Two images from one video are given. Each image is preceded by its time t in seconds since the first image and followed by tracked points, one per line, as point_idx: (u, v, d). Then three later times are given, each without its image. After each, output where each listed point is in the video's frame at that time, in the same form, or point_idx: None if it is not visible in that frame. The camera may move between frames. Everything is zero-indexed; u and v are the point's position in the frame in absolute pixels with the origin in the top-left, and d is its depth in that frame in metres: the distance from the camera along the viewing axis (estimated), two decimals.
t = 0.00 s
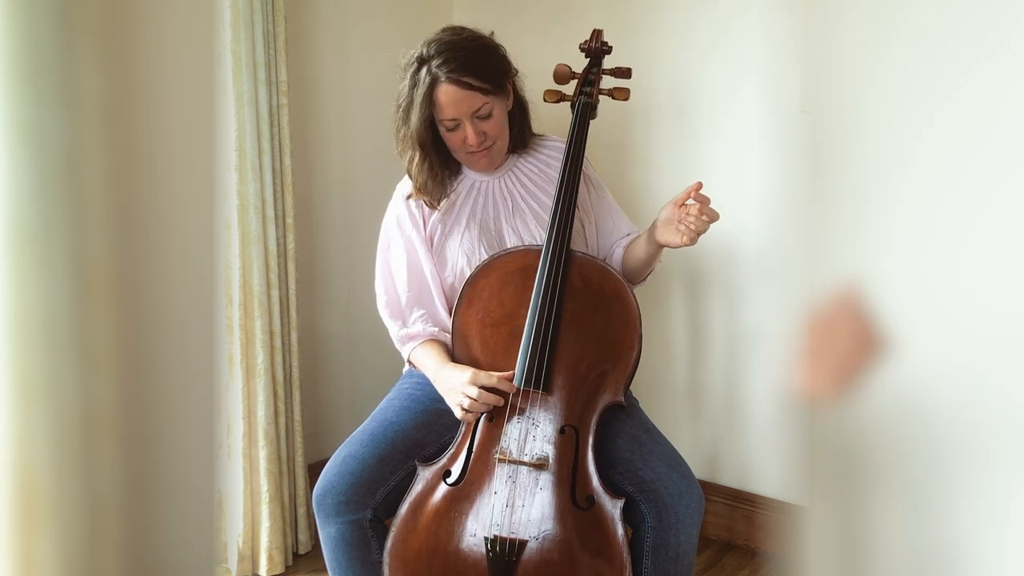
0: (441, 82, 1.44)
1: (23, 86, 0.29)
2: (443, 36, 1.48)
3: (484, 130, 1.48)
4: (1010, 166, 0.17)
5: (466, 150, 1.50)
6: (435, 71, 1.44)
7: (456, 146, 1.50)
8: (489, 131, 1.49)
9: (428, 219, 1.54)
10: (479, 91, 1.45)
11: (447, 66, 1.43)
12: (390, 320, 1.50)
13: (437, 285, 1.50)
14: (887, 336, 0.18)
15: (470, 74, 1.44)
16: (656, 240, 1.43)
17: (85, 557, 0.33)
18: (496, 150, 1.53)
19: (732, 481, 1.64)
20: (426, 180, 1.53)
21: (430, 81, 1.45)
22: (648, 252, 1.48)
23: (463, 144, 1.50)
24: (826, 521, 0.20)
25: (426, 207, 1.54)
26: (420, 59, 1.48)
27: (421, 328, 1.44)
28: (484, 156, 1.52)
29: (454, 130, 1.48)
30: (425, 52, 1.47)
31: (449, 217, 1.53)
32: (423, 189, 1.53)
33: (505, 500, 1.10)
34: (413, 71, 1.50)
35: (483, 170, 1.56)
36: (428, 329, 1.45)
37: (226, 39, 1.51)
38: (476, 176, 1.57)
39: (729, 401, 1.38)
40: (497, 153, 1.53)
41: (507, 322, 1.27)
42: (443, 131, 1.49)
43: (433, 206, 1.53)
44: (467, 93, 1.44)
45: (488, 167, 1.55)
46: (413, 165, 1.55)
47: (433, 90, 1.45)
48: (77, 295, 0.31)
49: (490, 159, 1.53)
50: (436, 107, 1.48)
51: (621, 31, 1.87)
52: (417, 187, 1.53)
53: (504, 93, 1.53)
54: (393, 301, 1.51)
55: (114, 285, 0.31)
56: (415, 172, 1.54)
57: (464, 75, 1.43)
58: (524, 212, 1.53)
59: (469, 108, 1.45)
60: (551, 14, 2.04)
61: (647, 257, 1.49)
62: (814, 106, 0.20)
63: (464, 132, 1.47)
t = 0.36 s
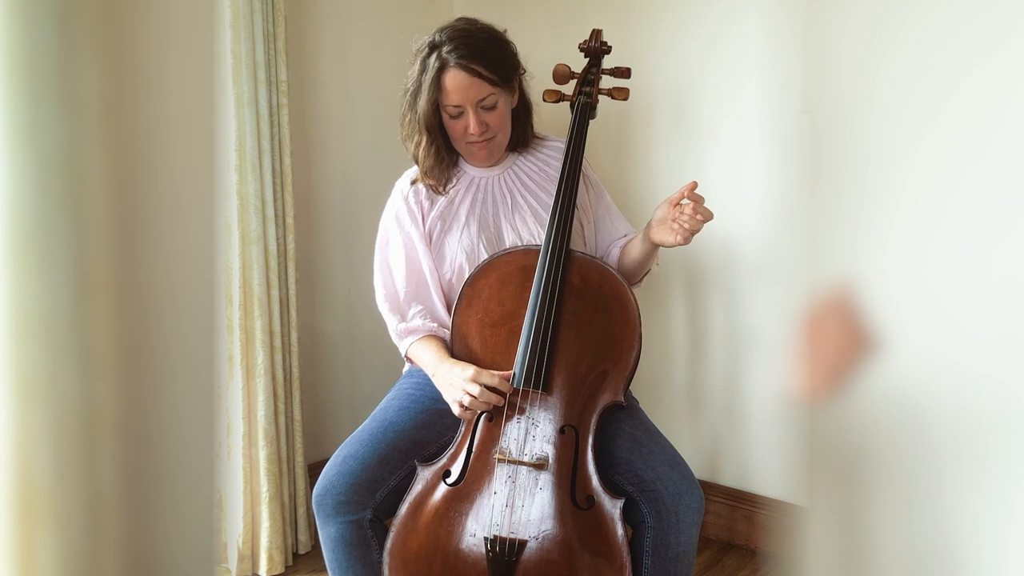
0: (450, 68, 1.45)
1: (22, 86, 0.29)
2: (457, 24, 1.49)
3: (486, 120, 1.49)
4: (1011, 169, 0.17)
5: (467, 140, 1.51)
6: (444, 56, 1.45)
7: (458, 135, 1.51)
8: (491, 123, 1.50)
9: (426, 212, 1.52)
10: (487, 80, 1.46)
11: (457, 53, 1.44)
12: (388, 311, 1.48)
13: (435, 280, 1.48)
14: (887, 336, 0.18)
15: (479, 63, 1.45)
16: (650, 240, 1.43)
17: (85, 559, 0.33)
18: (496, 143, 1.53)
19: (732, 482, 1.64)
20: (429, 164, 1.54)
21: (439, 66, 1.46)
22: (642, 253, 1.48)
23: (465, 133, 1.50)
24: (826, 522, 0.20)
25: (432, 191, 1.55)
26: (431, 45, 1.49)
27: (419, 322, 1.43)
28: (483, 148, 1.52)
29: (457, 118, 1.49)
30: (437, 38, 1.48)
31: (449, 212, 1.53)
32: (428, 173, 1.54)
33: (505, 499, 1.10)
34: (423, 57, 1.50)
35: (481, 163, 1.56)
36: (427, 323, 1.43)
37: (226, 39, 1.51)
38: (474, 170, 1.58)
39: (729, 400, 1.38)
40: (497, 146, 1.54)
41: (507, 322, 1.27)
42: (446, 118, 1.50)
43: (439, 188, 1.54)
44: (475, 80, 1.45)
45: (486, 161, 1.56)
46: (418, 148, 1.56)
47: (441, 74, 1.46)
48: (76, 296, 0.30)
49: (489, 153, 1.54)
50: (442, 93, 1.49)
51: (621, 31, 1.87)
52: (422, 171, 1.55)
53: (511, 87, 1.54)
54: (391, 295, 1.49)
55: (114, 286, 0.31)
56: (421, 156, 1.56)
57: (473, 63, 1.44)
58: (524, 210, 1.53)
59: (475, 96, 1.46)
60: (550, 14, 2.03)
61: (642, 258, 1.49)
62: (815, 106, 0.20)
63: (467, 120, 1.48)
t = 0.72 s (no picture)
0: (457, 61, 1.45)
1: (22, 87, 0.29)
2: (466, 19, 1.49)
3: (490, 116, 1.49)
4: (1010, 169, 0.17)
5: (469, 135, 1.51)
6: (452, 50, 1.45)
7: (461, 129, 1.51)
8: (495, 119, 1.50)
9: (427, 208, 1.52)
10: (494, 76, 1.46)
11: (465, 47, 1.44)
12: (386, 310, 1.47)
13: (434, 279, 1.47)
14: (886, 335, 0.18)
15: (486, 58, 1.45)
16: (649, 240, 1.43)
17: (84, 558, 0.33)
18: (499, 140, 1.54)
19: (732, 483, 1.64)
20: (434, 156, 1.54)
21: (446, 59, 1.46)
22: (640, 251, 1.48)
23: (468, 128, 1.51)
24: (826, 522, 0.20)
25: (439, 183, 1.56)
26: (439, 38, 1.49)
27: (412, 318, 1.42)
28: (485, 144, 1.52)
29: (461, 111, 1.49)
30: (445, 31, 1.48)
31: (450, 210, 1.53)
32: (434, 166, 1.55)
33: (505, 499, 1.10)
34: (431, 50, 1.50)
35: (482, 159, 1.57)
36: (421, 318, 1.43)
37: (226, 39, 1.51)
38: (474, 166, 1.58)
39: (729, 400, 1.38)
40: (499, 143, 1.54)
41: (507, 322, 1.26)
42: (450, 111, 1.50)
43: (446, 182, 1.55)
44: (481, 75, 1.45)
45: (487, 158, 1.56)
46: (422, 141, 1.56)
47: (448, 67, 1.45)
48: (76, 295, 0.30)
49: (491, 149, 1.54)
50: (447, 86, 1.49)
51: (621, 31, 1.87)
52: (429, 163, 1.55)
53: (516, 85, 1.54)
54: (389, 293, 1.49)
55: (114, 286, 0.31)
56: (426, 148, 1.56)
57: (480, 58, 1.44)
58: (524, 209, 1.53)
59: (481, 91, 1.46)
60: (550, 13, 2.03)
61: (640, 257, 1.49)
62: (815, 106, 0.20)
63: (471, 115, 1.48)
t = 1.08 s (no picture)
0: (464, 62, 1.44)
1: (21, 87, 0.29)
2: (474, 19, 1.48)
3: (495, 117, 1.49)
4: (1008, 167, 0.17)
5: (474, 135, 1.51)
6: (459, 50, 1.44)
7: (465, 128, 1.51)
8: (499, 120, 1.50)
9: (427, 206, 1.52)
10: (501, 77, 1.46)
11: (472, 48, 1.44)
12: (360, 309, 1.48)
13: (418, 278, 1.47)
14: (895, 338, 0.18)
15: (494, 59, 1.45)
16: (653, 239, 1.43)
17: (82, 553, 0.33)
18: (503, 141, 1.53)
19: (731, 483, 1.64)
20: (440, 155, 1.54)
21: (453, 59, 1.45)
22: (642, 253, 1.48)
23: (472, 129, 1.50)
24: (825, 524, 0.20)
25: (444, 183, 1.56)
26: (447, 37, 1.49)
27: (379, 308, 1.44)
28: (489, 145, 1.52)
29: (466, 111, 1.49)
30: (453, 31, 1.48)
31: (449, 210, 1.53)
32: (440, 166, 1.54)
33: (505, 499, 1.10)
34: (438, 49, 1.49)
35: (485, 159, 1.57)
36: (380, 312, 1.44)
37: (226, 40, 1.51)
38: (478, 167, 1.57)
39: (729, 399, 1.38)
40: (502, 144, 1.54)
41: (507, 322, 1.26)
42: (455, 111, 1.50)
43: (450, 180, 1.55)
44: (487, 76, 1.45)
45: (490, 159, 1.56)
46: (428, 140, 1.56)
47: (454, 67, 1.45)
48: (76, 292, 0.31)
49: (494, 150, 1.54)
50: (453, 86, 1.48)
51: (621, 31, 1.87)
52: (435, 163, 1.55)
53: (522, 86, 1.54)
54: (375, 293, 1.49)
55: (114, 284, 0.31)
56: (431, 147, 1.55)
57: (487, 59, 1.44)
58: (525, 210, 1.52)
59: (487, 92, 1.46)
60: (550, 13, 2.03)
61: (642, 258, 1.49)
62: (815, 105, 0.20)
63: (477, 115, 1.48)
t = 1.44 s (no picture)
0: (470, 62, 1.44)
1: (22, 88, 0.29)
2: (482, 19, 1.48)
3: (499, 119, 1.49)
4: (1007, 164, 0.17)
5: (477, 136, 1.51)
6: (466, 50, 1.44)
7: (470, 129, 1.51)
8: (503, 122, 1.50)
9: (428, 207, 1.54)
10: (507, 79, 1.46)
11: (478, 48, 1.44)
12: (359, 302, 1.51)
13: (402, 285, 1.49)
14: (956, 342, 0.17)
15: (501, 60, 1.45)
16: (680, 239, 1.42)
17: (79, 556, 0.33)
18: (506, 143, 1.53)
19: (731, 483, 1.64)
20: (444, 155, 1.54)
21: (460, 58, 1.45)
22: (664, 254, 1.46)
23: (476, 129, 1.50)
24: (826, 527, 0.20)
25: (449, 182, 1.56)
26: (455, 37, 1.49)
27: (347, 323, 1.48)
28: (492, 146, 1.52)
29: (471, 112, 1.49)
30: (461, 31, 1.48)
31: (450, 211, 1.53)
32: (444, 165, 1.55)
33: (505, 499, 1.10)
34: (444, 48, 1.49)
35: (488, 160, 1.56)
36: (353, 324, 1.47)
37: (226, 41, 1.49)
38: (485, 169, 1.57)
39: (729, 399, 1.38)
40: (506, 146, 1.54)
41: (508, 322, 1.26)
42: (460, 111, 1.50)
43: (455, 179, 1.55)
44: (492, 77, 1.45)
45: (493, 159, 1.56)
46: (432, 140, 1.56)
47: (461, 67, 1.45)
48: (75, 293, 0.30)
49: (497, 152, 1.54)
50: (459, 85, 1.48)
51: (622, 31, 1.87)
52: (439, 163, 1.55)
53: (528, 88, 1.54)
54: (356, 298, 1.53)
55: (114, 284, 0.31)
56: (436, 147, 1.55)
57: (493, 60, 1.44)
58: (526, 211, 1.52)
59: (492, 93, 1.46)
60: (550, 13, 2.03)
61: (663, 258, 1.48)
62: (814, 106, 0.20)
63: (481, 116, 1.48)
